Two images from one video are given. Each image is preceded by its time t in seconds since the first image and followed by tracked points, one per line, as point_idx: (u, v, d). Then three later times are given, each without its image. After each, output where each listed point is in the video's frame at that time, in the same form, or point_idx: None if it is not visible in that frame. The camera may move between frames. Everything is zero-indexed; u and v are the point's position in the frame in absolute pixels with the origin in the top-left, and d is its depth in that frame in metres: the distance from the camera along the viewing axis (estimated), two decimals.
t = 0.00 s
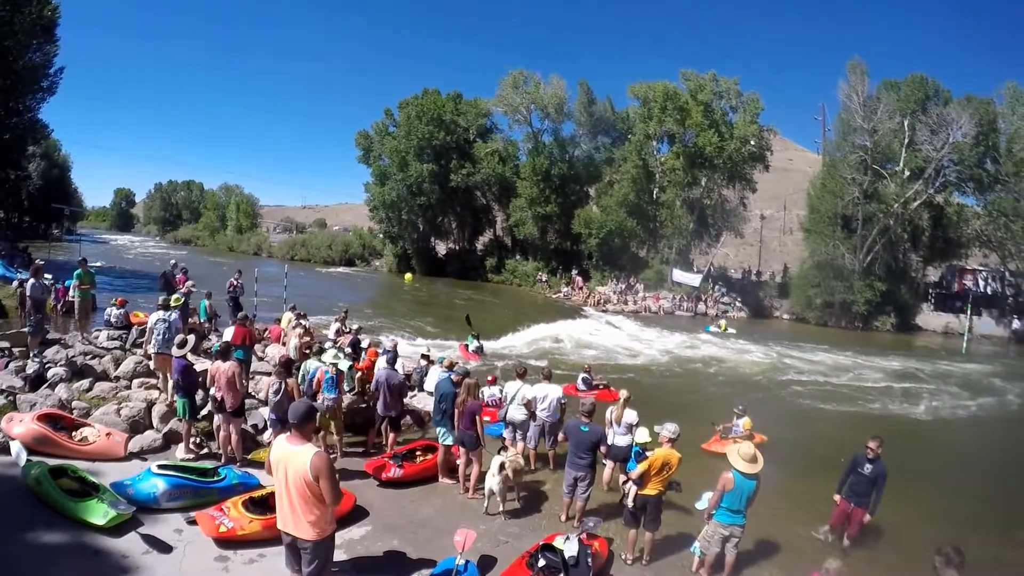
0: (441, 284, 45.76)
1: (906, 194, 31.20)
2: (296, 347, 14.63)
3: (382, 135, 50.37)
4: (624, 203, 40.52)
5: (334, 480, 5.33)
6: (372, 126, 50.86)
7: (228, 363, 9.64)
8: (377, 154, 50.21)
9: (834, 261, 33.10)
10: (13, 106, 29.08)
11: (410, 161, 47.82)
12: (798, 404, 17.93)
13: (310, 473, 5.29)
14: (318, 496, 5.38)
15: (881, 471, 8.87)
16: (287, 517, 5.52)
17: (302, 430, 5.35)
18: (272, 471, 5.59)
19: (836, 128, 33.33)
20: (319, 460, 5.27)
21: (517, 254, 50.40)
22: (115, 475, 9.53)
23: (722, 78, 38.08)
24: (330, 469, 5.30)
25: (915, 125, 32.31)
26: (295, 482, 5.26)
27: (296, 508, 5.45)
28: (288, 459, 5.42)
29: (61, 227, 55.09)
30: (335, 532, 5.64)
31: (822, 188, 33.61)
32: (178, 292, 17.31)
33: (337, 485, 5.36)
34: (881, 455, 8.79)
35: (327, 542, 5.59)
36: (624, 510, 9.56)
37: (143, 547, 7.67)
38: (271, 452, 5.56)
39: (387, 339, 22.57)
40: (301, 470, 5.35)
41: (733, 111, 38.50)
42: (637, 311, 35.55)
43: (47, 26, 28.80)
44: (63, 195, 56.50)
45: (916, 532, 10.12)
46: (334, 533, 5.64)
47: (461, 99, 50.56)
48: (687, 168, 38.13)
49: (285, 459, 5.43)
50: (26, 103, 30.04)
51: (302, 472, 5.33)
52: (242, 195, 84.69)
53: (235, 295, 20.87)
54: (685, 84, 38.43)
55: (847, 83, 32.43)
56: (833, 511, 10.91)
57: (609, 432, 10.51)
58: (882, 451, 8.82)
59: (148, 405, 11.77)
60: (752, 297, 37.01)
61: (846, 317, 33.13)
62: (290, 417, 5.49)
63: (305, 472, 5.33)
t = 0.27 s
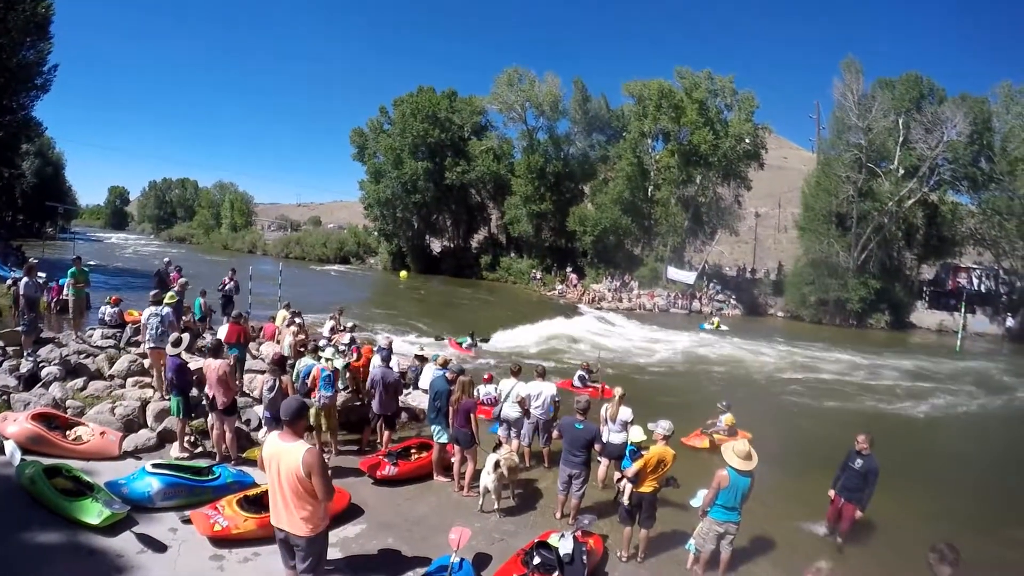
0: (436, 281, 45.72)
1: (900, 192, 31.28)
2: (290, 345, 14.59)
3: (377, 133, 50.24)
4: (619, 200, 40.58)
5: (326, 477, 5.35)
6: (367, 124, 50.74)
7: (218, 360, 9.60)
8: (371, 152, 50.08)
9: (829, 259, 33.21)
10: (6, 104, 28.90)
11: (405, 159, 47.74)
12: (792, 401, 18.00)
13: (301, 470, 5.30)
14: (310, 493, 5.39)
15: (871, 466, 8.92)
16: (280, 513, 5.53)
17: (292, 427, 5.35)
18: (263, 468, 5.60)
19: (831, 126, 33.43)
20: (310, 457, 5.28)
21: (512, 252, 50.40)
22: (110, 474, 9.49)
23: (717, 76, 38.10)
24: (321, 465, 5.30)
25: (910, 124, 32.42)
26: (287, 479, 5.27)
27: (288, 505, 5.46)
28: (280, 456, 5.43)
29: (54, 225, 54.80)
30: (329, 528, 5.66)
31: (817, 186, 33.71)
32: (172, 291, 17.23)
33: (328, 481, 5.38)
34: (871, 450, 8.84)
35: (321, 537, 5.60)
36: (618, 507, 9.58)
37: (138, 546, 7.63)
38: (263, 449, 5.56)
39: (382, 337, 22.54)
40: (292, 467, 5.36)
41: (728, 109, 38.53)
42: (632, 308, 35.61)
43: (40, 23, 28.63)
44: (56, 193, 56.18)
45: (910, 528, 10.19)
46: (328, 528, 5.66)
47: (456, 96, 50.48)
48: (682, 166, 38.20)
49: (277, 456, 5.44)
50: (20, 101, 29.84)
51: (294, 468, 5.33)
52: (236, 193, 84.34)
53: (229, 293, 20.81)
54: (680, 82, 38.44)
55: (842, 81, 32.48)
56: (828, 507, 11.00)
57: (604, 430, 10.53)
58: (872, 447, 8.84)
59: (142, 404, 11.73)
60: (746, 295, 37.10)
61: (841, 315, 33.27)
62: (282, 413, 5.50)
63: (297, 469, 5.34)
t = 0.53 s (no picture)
0: (440, 281, 45.75)
1: (903, 188, 31.19)
2: (294, 345, 14.61)
3: (379, 133, 50.28)
4: (621, 198, 40.55)
5: (329, 476, 5.38)
6: (369, 123, 50.76)
7: (221, 360, 9.59)
8: (374, 152, 50.12)
9: (832, 256, 33.14)
10: (10, 107, 28.99)
11: (407, 159, 47.78)
12: (796, 398, 17.97)
13: (305, 469, 5.33)
14: (314, 492, 5.42)
15: (871, 463, 8.90)
16: (284, 513, 5.56)
17: (296, 426, 5.38)
18: (267, 467, 5.63)
19: (834, 122, 33.33)
20: (313, 456, 5.31)
21: (515, 250, 50.40)
22: (115, 475, 9.53)
23: (719, 73, 37.96)
24: (325, 464, 5.34)
25: (913, 120, 32.30)
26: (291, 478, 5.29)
27: (292, 504, 5.49)
28: (284, 455, 5.46)
29: (59, 227, 55.02)
30: (332, 527, 5.69)
31: (820, 183, 33.60)
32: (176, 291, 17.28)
33: (332, 480, 5.40)
34: (870, 447, 8.83)
35: (324, 537, 5.64)
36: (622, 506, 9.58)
37: (143, 547, 7.66)
38: (266, 449, 5.59)
39: (385, 336, 22.57)
40: (296, 466, 5.38)
41: (731, 107, 38.41)
42: (636, 307, 35.59)
43: (42, 26, 28.70)
44: (61, 195, 56.38)
45: (913, 525, 10.21)
46: (331, 528, 5.69)
47: (458, 96, 50.48)
48: (684, 164, 38.12)
49: (280, 456, 5.46)
50: (22, 103, 29.93)
51: (297, 467, 5.36)
52: (239, 194, 84.50)
53: (233, 293, 20.85)
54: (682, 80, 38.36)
55: (845, 78, 32.36)
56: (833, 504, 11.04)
57: (608, 429, 10.53)
58: (870, 443, 8.84)
59: (147, 404, 11.76)
60: (750, 293, 37.04)
61: (845, 312, 33.20)
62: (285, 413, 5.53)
63: (300, 468, 5.37)
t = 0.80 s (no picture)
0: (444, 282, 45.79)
1: (908, 185, 31.08)
2: (299, 347, 14.65)
3: (382, 135, 50.36)
4: (625, 198, 40.51)
5: (332, 477, 5.40)
6: (372, 126, 50.86)
7: (224, 364, 9.61)
8: (377, 154, 50.21)
9: (837, 254, 33.04)
10: (14, 113, 29.12)
11: (410, 160, 47.85)
12: (802, 397, 17.93)
13: (308, 471, 5.35)
14: (318, 494, 5.44)
15: (873, 460, 9.07)
16: (288, 515, 5.58)
17: (299, 428, 5.40)
18: (271, 469, 5.65)
19: (838, 120, 33.21)
20: (317, 458, 5.33)
21: (519, 251, 50.41)
22: (121, 478, 9.57)
23: (722, 71, 37.84)
24: (328, 466, 5.36)
25: (917, 117, 32.18)
26: (294, 480, 5.31)
27: (296, 505, 5.51)
28: (287, 457, 5.48)
29: (65, 233, 55.29)
30: (336, 528, 5.71)
31: (824, 181, 33.48)
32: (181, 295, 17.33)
33: (334, 481, 5.43)
34: (872, 443, 9.00)
35: (329, 538, 5.65)
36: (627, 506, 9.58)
37: (149, 550, 7.70)
38: (269, 452, 5.61)
39: (390, 338, 22.60)
40: (299, 468, 5.40)
41: (733, 105, 38.31)
42: (641, 306, 35.56)
43: (46, 33, 28.83)
44: (67, 201, 56.66)
45: (919, 522, 10.24)
46: (335, 529, 5.71)
47: (461, 97, 50.53)
48: (688, 163, 38.04)
49: (283, 458, 5.49)
50: (27, 110, 30.07)
51: (300, 469, 5.38)
52: (244, 198, 84.74)
53: (238, 296, 20.91)
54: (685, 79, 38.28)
55: (848, 75, 32.23)
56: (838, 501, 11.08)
57: (613, 429, 10.52)
58: (871, 440, 9.02)
59: (152, 408, 11.81)
60: (755, 291, 36.94)
61: (850, 310, 33.09)
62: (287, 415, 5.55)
63: (304, 470, 5.38)
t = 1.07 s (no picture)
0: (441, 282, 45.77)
1: (904, 183, 31.19)
2: (295, 348, 14.62)
3: (378, 135, 50.31)
4: (621, 197, 40.56)
5: (329, 479, 5.40)
6: (369, 126, 50.82)
7: (219, 365, 9.57)
8: (373, 154, 50.17)
9: (833, 252, 33.10)
10: (9, 115, 29.00)
11: (407, 161, 47.81)
12: (798, 395, 17.97)
13: (304, 472, 5.35)
14: (314, 495, 5.44)
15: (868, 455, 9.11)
16: (284, 516, 5.58)
17: (295, 430, 5.40)
18: (267, 470, 5.65)
19: (833, 118, 33.28)
20: (313, 459, 5.33)
21: (515, 250, 50.42)
22: (117, 480, 9.55)
23: (718, 70, 37.88)
24: (324, 467, 5.36)
25: (912, 115, 32.29)
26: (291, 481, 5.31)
27: (292, 507, 5.51)
28: (283, 459, 5.47)
29: (61, 235, 55.12)
30: (332, 529, 5.72)
31: (820, 179, 33.54)
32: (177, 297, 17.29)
33: (331, 483, 5.43)
34: (867, 439, 9.04)
35: (325, 540, 5.66)
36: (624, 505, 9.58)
37: (146, 552, 7.69)
38: (265, 453, 5.60)
39: (387, 339, 22.57)
40: (296, 470, 5.40)
41: (729, 104, 38.36)
42: (637, 305, 35.59)
43: (41, 35, 28.73)
44: (63, 203, 56.48)
45: (916, 518, 10.27)
46: (331, 530, 5.72)
47: (457, 97, 50.52)
48: (684, 162, 38.07)
49: (279, 459, 5.48)
50: (22, 112, 29.97)
51: (297, 471, 5.38)
52: (240, 199, 84.60)
53: (234, 298, 20.86)
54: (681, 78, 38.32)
55: (843, 73, 32.31)
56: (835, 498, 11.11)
57: (610, 428, 10.51)
58: (867, 435, 9.06)
59: (149, 410, 11.78)
60: (751, 290, 36.99)
61: (847, 308, 33.18)
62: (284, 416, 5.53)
63: (300, 471, 5.38)
